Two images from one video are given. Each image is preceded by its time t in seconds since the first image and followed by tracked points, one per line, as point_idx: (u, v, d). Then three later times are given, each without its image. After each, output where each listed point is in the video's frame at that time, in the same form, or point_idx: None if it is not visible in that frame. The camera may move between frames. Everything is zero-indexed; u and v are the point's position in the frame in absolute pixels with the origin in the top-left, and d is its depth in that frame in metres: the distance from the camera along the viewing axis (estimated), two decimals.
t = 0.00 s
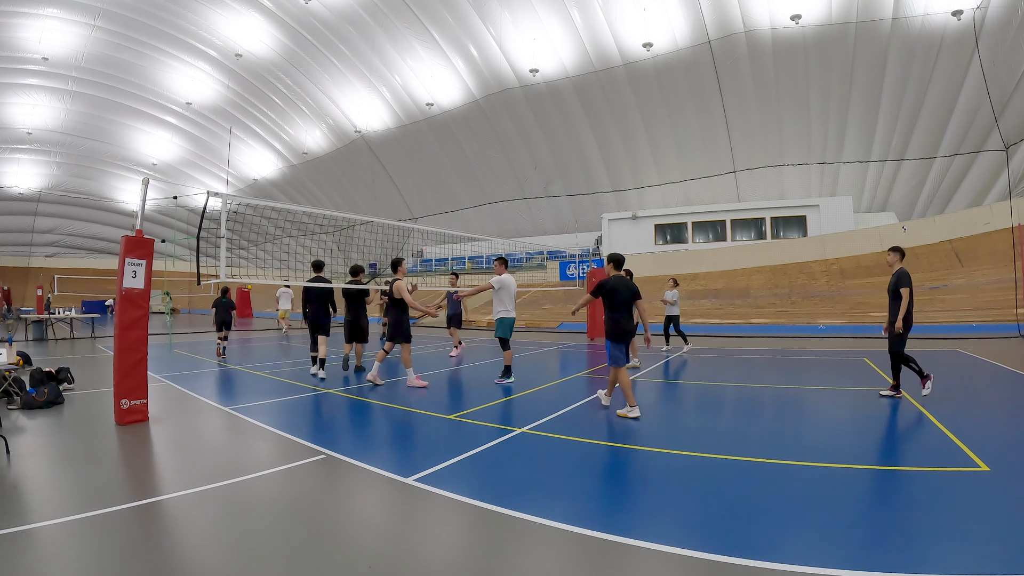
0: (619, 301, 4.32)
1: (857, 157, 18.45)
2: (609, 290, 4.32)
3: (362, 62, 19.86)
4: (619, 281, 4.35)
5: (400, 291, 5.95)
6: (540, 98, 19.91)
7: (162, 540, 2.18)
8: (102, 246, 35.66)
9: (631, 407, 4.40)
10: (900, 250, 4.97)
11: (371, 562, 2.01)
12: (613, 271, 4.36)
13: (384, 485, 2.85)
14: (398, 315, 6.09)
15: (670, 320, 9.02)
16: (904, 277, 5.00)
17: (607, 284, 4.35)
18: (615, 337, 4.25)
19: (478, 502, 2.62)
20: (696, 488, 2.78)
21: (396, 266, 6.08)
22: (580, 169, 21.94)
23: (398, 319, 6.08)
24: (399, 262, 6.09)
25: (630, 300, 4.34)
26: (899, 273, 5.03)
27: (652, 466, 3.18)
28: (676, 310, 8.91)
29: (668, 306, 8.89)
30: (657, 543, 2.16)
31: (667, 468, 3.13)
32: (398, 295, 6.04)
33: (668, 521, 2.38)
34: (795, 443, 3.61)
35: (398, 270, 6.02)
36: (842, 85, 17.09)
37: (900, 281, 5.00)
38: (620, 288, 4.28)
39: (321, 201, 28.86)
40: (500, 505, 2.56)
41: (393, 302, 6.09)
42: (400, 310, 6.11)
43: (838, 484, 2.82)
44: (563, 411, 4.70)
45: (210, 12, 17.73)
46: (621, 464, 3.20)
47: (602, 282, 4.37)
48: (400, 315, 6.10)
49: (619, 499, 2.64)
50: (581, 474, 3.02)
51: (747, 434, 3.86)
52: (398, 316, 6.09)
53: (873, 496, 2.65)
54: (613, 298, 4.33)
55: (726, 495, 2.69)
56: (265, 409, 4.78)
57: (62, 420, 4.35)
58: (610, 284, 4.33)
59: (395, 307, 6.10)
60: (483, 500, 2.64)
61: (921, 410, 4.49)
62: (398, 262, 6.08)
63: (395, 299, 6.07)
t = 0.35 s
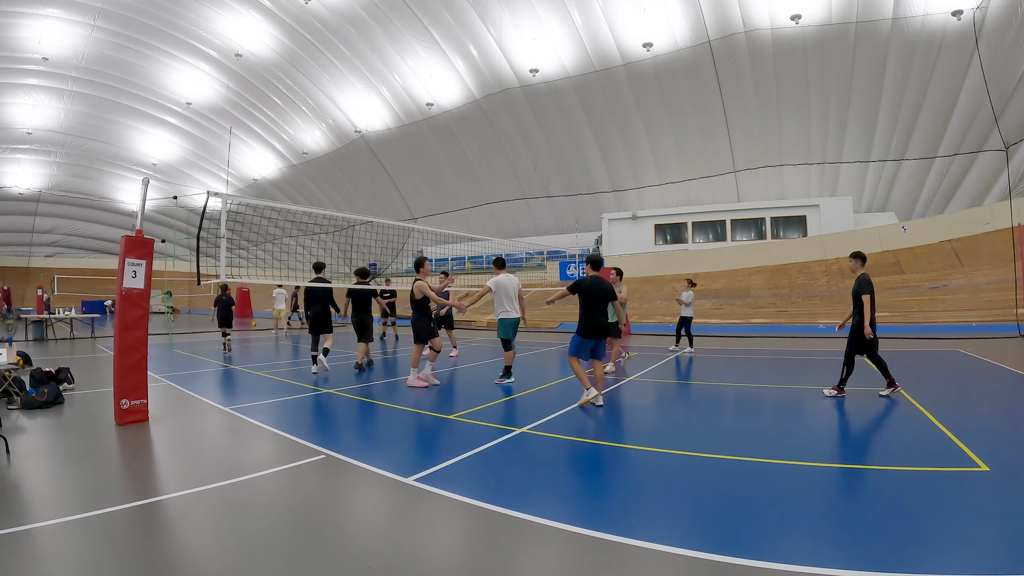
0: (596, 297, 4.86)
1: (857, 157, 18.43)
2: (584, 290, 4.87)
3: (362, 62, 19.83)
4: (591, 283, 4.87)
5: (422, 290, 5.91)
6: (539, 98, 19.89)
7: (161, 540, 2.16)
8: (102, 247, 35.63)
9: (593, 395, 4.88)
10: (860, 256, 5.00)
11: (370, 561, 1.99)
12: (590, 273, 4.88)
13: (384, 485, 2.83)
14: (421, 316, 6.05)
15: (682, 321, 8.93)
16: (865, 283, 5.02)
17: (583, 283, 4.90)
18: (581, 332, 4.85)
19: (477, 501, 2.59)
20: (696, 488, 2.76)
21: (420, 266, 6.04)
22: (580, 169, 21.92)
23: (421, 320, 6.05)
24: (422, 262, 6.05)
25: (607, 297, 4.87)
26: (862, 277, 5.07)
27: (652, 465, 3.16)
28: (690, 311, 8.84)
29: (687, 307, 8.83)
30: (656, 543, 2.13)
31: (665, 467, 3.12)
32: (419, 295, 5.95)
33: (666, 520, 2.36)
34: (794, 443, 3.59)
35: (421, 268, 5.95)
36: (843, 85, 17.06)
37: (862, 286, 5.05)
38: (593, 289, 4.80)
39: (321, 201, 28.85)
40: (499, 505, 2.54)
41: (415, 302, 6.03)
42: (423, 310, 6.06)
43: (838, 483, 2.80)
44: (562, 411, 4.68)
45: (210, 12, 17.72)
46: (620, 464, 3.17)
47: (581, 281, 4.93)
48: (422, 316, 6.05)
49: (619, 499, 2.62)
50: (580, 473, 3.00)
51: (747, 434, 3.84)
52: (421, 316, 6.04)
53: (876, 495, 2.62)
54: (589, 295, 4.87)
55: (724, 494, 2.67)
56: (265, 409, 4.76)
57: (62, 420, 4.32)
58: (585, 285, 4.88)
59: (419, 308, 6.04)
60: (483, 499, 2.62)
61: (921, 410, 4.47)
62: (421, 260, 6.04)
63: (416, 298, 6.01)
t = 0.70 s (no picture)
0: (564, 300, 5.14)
1: (857, 157, 18.41)
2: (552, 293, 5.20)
3: (362, 62, 19.83)
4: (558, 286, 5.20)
5: (445, 294, 5.86)
6: (539, 98, 19.89)
7: (161, 540, 2.16)
8: (102, 247, 35.64)
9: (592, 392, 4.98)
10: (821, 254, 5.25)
11: (369, 561, 1.99)
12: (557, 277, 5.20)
13: (384, 485, 2.84)
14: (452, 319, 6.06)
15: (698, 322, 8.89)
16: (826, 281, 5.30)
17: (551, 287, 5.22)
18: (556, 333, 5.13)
19: (478, 501, 2.60)
20: (696, 489, 2.76)
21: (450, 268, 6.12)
22: (580, 169, 21.93)
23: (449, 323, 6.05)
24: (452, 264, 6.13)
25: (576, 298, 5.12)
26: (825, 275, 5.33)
27: (652, 465, 3.16)
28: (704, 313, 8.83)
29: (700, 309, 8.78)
30: (656, 543, 2.14)
31: (666, 467, 3.12)
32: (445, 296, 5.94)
33: (666, 520, 2.36)
34: (792, 443, 3.59)
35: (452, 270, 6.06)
36: (843, 85, 17.05)
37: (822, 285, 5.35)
38: (559, 291, 5.13)
39: (321, 201, 28.86)
40: (499, 505, 2.54)
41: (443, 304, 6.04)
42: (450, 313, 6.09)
43: (837, 483, 2.80)
44: (563, 411, 4.67)
45: (210, 12, 17.72)
46: (620, 464, 3.18)
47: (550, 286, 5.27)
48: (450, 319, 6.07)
49: (619, 499, 2.62)
50: (580, 474, 3.00)
51: (747, 434, 3.84)
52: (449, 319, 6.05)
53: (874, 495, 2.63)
54: (557, 299, 5.16)
55: (724, 495, 2.67)
56: (266, 409, 4.76)
57: (62, 420, 4.33)
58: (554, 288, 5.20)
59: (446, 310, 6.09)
60: (483, 499, 2.62)
61: (920, 410, 4.47)
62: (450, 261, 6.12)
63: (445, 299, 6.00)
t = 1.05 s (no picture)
0: (560, 297, 5.17)
1: (857, 157, 18.42)
2: (549, 291, 5.16)
3: (362, 62, 19.83)
4: (555, 283, 5.18)
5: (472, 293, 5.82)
6: (540, 98, 19.91)
7: (161, 540, 2.16)
8: (102, 247, 35.63)
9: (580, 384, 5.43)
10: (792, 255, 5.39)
11: (369, 562, 1.99)
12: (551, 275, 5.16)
13: (384, 485, 2.83)
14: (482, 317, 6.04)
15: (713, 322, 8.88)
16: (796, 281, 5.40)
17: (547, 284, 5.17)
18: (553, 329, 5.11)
19: (477, 502, 2.60)
20: (697, 489, 2.76)
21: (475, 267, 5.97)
22: (580, 170, 21.94)
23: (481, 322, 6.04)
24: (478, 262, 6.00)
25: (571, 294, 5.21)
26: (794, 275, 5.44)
27: (652, 465, 3.15)
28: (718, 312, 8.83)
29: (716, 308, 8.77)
30: (657, 543, 2.14)
31: (665, 467, 3.12)
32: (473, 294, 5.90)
33: (666, 521, 2.36)
34: (791, 443, 3.59)
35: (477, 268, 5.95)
36: (843, 85, 17.06)
37: (790, 287, 5.35)
38: (556, 288, 5.13)
39: (321, 201, 28.86)
40: (499, 505, 2.54)
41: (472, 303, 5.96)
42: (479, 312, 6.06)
43: (837, 483, 2.80)
44: (563, 411, 4.66)
45: (210, 12, 17.72)
46: (620, 464, 3.17)
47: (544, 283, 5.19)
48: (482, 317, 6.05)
49: (620, 499, 2.62)
50: (581, 474, 3.00)
51: (747, 434, 3.84)
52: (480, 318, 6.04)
53: (874, 495, 2.62)
54: (553, 296, 5.16)
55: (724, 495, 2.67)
56: (266, 409, 4.76)
57: (62, 420, 4.32)
58: (550, 286, 5.16)
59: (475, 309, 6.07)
60: (483, 500, 2.62)
61: (920, 410, 4.47)
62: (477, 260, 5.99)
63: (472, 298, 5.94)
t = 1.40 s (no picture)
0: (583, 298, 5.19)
1: (857, 157, 18.45)
2: (575, 291, 5.11)
3: (362, 62, 19.85)
4: (580, 284, 5.18)
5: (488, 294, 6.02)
6: (540, 98, 19.93)
7: (162, 540, 2.19)
8: (103, 247, 35.66)
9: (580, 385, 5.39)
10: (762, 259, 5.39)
11: (368, 561, 2.02)
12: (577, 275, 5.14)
13: (383, 485, 2.86)
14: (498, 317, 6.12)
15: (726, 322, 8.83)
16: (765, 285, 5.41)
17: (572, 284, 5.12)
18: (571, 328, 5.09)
19: (478, 502, 2.62)
20: (698, 489, 2.78)
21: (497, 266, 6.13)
22: (580, 169, 21.97)
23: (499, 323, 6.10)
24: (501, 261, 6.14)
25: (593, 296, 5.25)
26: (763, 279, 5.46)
27: (652, 465, 3.18)
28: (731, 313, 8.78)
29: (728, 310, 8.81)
30: (658, 543, 2.16)
31: (666, 466, 3.15)
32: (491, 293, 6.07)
33: (666, 521, 2.38)
34: (791, 443, 3.61)
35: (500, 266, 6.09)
36: (843, 85, 17.09)
37: (756, 289, 5.33)
38: (582, 289, 5.11)
39: (321, 201, 28.90)
40: (500, 505, 2.57)
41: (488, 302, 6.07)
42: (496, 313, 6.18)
43: (836, 483, 2.83)
44: (563, 411, 4.69)
45: (210, 12, 17.74)
46: (621, 464, 3.20)
47: (570, 283, 5.14)
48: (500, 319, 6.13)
49: (620, 499, 2.64)
50: (582, 474, 3.02)
51: (747, 434, 3.87)
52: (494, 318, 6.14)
53: (873, 495, 2.65)
54: (578, 296, 5.12)
55: (724, 495, 2.69)
56: (266, 409, 4.79)
57: (62, 420, 4.35)
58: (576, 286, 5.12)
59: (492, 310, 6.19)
60: (484, 500, 2.64)
61: (919, 410, 4.50)
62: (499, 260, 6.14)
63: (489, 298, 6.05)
